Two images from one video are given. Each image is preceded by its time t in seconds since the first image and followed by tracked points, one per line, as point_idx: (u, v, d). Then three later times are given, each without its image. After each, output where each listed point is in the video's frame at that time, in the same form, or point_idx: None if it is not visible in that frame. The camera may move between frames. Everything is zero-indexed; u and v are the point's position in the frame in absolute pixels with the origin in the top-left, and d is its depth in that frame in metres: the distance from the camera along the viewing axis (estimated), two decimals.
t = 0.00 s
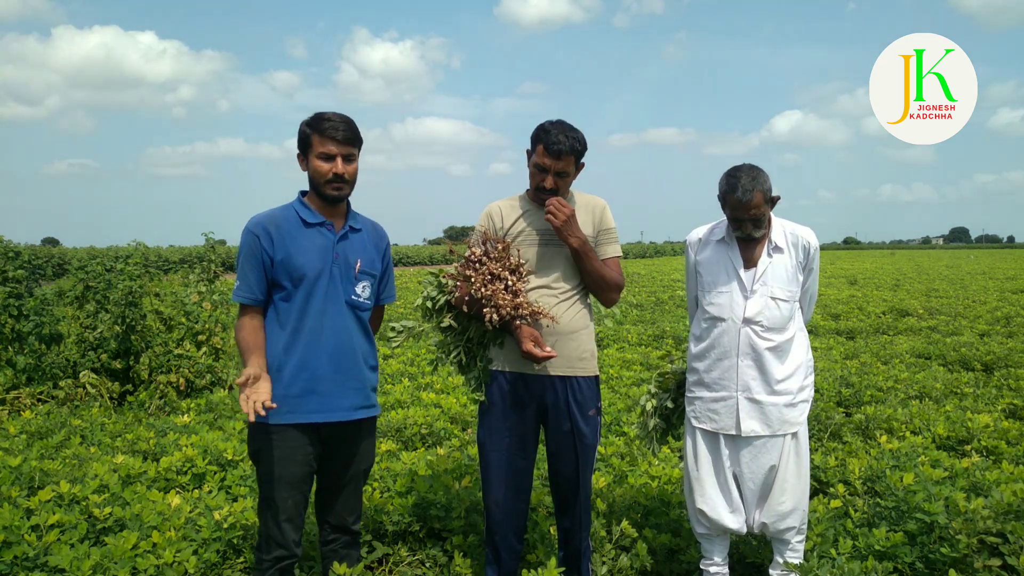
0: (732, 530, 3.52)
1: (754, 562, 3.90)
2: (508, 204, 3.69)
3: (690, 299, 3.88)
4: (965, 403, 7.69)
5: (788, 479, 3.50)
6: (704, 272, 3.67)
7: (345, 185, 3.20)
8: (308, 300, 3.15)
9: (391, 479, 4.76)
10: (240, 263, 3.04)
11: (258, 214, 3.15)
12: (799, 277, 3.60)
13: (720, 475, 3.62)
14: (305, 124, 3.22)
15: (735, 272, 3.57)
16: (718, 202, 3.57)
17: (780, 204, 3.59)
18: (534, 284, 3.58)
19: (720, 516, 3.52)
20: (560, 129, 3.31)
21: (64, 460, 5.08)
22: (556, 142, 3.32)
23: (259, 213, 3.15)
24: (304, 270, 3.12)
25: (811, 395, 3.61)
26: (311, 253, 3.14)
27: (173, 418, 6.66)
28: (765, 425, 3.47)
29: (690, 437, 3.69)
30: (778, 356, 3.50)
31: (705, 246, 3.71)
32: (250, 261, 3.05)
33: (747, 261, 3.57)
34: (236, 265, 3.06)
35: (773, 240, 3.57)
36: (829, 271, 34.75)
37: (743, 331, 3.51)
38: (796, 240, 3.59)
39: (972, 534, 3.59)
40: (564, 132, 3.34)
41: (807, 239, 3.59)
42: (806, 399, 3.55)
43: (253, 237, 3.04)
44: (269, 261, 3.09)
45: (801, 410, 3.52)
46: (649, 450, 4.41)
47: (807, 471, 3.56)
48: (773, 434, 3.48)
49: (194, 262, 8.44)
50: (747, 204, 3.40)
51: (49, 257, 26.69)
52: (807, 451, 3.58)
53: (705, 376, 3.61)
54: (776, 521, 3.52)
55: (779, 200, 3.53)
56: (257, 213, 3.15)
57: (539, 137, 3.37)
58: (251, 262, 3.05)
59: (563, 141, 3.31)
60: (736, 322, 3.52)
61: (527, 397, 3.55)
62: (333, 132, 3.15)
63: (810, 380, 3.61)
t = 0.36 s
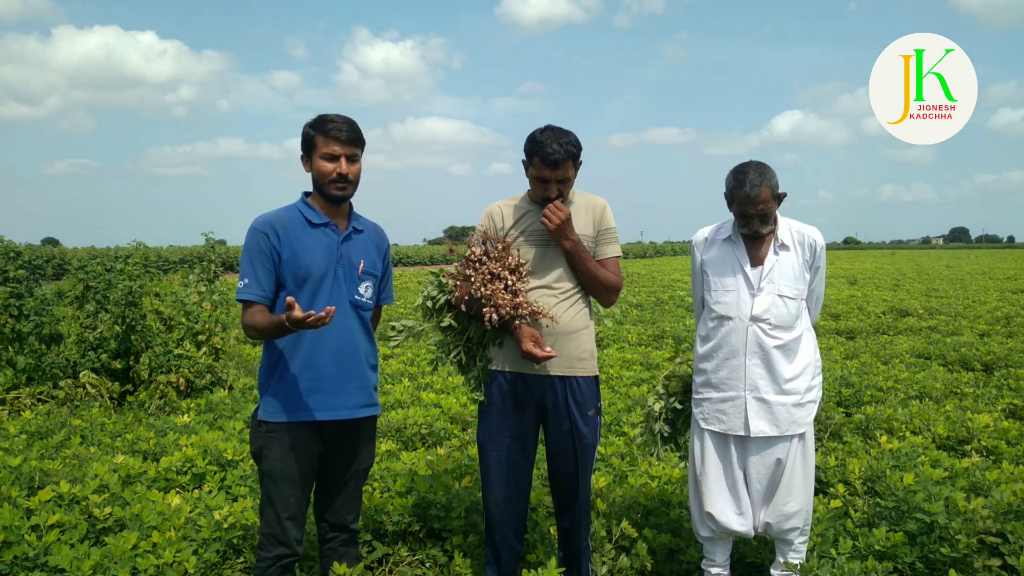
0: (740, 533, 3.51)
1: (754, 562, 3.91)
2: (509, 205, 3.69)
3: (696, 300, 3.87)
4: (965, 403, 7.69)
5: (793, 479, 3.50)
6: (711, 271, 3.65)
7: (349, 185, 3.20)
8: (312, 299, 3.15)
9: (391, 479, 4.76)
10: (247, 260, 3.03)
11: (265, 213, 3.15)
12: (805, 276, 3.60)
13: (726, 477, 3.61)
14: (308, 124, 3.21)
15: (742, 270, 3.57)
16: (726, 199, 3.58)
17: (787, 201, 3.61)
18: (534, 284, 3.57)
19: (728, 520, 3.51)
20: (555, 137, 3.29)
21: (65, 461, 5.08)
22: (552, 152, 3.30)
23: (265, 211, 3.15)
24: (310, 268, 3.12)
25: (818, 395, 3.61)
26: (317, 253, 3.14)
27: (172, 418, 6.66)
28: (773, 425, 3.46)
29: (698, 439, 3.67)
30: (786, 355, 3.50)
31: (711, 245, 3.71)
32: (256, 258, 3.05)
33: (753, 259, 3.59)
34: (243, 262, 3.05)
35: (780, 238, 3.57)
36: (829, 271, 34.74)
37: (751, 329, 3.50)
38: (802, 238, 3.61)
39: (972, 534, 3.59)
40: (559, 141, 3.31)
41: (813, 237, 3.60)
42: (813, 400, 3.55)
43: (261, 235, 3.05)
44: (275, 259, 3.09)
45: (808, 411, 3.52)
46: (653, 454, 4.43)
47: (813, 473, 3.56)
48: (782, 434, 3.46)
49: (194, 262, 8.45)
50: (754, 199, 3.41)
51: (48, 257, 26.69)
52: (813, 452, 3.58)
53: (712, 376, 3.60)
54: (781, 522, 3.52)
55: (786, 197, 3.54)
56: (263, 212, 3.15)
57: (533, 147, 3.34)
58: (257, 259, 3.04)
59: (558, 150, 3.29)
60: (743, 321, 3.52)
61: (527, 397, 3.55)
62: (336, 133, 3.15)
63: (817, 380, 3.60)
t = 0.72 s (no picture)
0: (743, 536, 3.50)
1: (754, 562, 3.91)
2: (508, 205, 3.68)
3: (699, 301, 3.88)
4: (965, 403, 7.69)
5: (797, 480, 3.50)
6: (713, 271, 3.66)
7: (346, 183, 3.19)
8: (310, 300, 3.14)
9: (391, 479, 4.76)
10: (245, 263, 3.03)
11: (262, 214, 3.15)
12: (808, 274, 3.59)
13: (729, 479, 3.60)
14: (305, 124, 3.22)
15: (744, 269, 3.58)
16: (727, 197, 3.58)
17: (788, 199, 3.61)
18: (534, 284, 3.58)
19: (731, 522, 3.50)
20: (556, 140, 3.29)
21: (65, 460, 5.08)
22: (552, 154, 3.30)
23: (263, 213, 3.15)
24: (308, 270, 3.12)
25: (823, 396, 3.60)
26: (315, 254, 3.15)
27: (172, 418, 6.66)
28: (777, 426, 3.44)
29: (702, 440, 3.67)
30: (790, 354, 3.50)
31: (713, 245, 3.72)
32: (254, 261, 3.05)
33: (755, 258, 3.59)
34: (240, 264, 3.06)
35: (782, 236, 3.57)
36: (829, 271, 34.74)
37: (753, 328, 3.51)
38: (804, 237, 3.60)
39: (972, 534, 3.60)
40: (561, 143, 3.31)
41: (816, 236, 3.58)
42: (817, 401, 3.54)
43: (257, 237, 3.05)
44: (272, 261, 3.10)
45: (813, 412, 3.50)
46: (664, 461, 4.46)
47: (816, 474, 3.55)
48: (785, 435, 3.45)
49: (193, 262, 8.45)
50: (755, 195, 3.41)
51: (49, 257, 26.79)
52: (816, 452, 3.57)
53: (715, 376, 3.61)
54: (784, 523, 3.52)
55: (788, 194, 3.54)
56: (261, 213, 3.16)
57: (534, 148, 3.35)
58: (255, 261, 3.05)
59: (559, 152, 3.29)
60: (745, 319, 3.53)
61: (527, 398, 3.55)
62: (332, 131, 3.15)
63: (822, 381, 3.59)
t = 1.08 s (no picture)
0: (741, 536, 3.51)
1: (754, 562, 3.91)
2: (509, 204, 3.66)
3: (699, 300, 3.88)
4: (965, 403, 7.69)
5: (797, 481, 3.50)
6: (713, 271, 3.66)
7: (335, 179, 3.18)
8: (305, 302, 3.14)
9: (391, 479, 4.76)
10: (237, 267, 3.05)
11: (255, 217, 3.17)
12: (809, 274, 3.59)
13: (729, 480, 3.60)
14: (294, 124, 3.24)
15: (743, 268, 3.58)
16: (728, 197, 3.58)
17: (788, 199, 3.60)
18: (536, 284, 3.57)
19: (730, 523, 3.51)
20: (564, 142, 3.29)
21: (65, 461, 5.08)
22: (558, 155, 3.30)
23: (255, 215, 3.17)
24: (301, 271, 3.12)
25: (824, 396, 3.59)
26: (308, 255, 3.14)
27: (172, 418, 6.65)
28: (776, 425, 3.44)
29: (702, 441, 3.67)
30: (790, 354, 3.49)
31: (713, 245, 3.72)
32: (247, 265, 3.07)
33: (755, 258, 3.59)
34: (233, 268, 3.08)
35: (782, 236, 3.57)
36: (829, 271, 34.75)
37: (753, 327, 3.51)
38: (804, 237, 3.60)
39: (972, 534, 3.60)
40: (567, 146, 3.31)
41: (816, 236, 3.59)
42: (818, 401, 3.53)
43: (249, 240, 3.06)
44: (265, 264, 3.10)
45: (813, 412, 3.50)
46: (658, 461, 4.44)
47: (817, 475, 3.55)
48: (785, 435, 3.45)
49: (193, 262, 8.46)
50: (757, 194, 3.41)
51: (49, 257, 26.83)
52: (817, 453, 3.57)
53: (715, 376, 3.61)
54: (785, 523, 3.52)
55: (788, 195, 3.55)
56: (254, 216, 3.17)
57: (540, 148, 3.35)
58: (248, 265, 3.06)
59: (565, 154, 3.29)
60: (745, 319, 3.53)
61: (527, 398, 3.55)
62: (320, 126, 3.16)
63: (823, 381, 3.59)
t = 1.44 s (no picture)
0: (743, 536, 3.51)
1: (754, 562, 3.91)
2: (511, 198, 3.61)
3: (693, 299, 3.84)
4: (965, 403, 7.69)
5: (798, 479, 3.52)
6: (713, 270, 3.62)
7: (329, 181, 3.18)
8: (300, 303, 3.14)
9: (391, 479, 4.76)
10: (231, 268, 3.06)
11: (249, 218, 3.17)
12: (806, 274, 3.63)
13: (729, 480, 3.59)
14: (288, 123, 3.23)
15: (745, 269, 3.56)
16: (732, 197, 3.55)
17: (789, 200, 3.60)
18: (539, 285, 3.54)
19: (731, 523, 3.50)
20: (575, 142, 3.33)
21: (65, 460, 5.08)
22: (568, 154, 3.32)
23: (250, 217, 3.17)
24: (297, 272, 3.13)
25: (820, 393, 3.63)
26: (302, 256, 3.15)
27: (173, 418, 6.66)
28: (779, 424, 3.46)
29: (705, 441, 3.65)
30: (791, 352, 3.51)
31: (712, 245, 3.67)
32: (242, 267, 3.07)
33: (756, 258, 3.58)
34: (227, 270, 3.08)
35: (782, 236, 3.59)
36: (829, 271, 34.74)
37: (757, 327, 3.50)
38: (802, 237, 3.64)
39: (972, 534, 3.59)
40: (579, 146, 3.34)
41: (813, 237, 3.64)
42: (816, 399, 3.57)
43: (243, 242, 3.06)
44: (259, 265, 3.11)
45: (811, 409, 3.54)
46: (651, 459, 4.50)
47: (815, 471, 3.59)
48: (788, 433, 3.47)
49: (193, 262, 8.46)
50: (767, 195, 3.40)
51: (49, 257, 26.86)
52: (815, 450, 3.60)
53: (717, 376, 3.57)
54: (785, 521, 3.53)
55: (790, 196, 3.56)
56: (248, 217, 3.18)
57: (552, 145, 3.38)
58: (243, 267, 3.07)
59: (575, 154, 3.31)
60: (749, 319, 3.50)
61: (539, 400, 3.52)
62: (313, 127, 3.15)
63: (820, 379, 3.62)
